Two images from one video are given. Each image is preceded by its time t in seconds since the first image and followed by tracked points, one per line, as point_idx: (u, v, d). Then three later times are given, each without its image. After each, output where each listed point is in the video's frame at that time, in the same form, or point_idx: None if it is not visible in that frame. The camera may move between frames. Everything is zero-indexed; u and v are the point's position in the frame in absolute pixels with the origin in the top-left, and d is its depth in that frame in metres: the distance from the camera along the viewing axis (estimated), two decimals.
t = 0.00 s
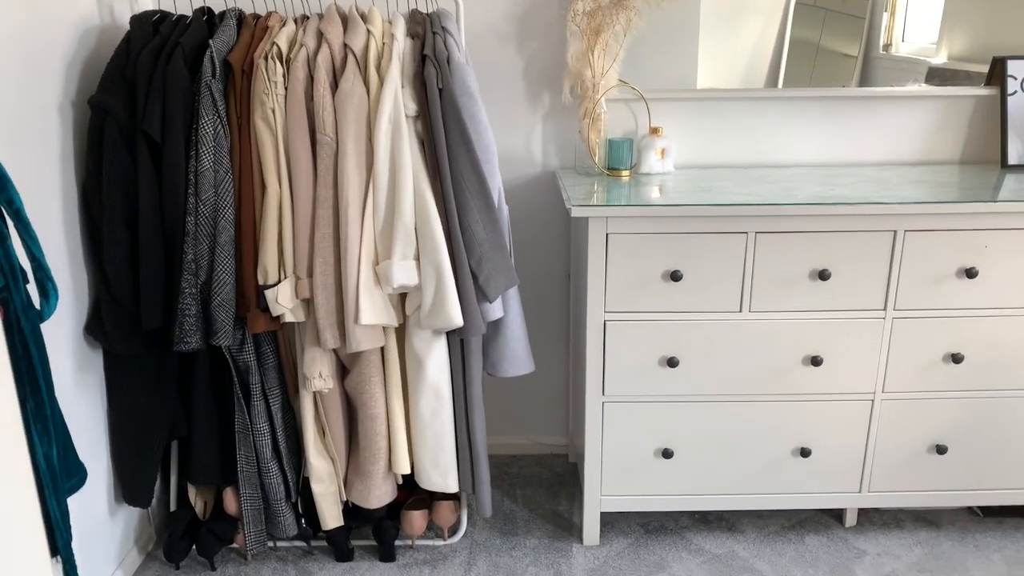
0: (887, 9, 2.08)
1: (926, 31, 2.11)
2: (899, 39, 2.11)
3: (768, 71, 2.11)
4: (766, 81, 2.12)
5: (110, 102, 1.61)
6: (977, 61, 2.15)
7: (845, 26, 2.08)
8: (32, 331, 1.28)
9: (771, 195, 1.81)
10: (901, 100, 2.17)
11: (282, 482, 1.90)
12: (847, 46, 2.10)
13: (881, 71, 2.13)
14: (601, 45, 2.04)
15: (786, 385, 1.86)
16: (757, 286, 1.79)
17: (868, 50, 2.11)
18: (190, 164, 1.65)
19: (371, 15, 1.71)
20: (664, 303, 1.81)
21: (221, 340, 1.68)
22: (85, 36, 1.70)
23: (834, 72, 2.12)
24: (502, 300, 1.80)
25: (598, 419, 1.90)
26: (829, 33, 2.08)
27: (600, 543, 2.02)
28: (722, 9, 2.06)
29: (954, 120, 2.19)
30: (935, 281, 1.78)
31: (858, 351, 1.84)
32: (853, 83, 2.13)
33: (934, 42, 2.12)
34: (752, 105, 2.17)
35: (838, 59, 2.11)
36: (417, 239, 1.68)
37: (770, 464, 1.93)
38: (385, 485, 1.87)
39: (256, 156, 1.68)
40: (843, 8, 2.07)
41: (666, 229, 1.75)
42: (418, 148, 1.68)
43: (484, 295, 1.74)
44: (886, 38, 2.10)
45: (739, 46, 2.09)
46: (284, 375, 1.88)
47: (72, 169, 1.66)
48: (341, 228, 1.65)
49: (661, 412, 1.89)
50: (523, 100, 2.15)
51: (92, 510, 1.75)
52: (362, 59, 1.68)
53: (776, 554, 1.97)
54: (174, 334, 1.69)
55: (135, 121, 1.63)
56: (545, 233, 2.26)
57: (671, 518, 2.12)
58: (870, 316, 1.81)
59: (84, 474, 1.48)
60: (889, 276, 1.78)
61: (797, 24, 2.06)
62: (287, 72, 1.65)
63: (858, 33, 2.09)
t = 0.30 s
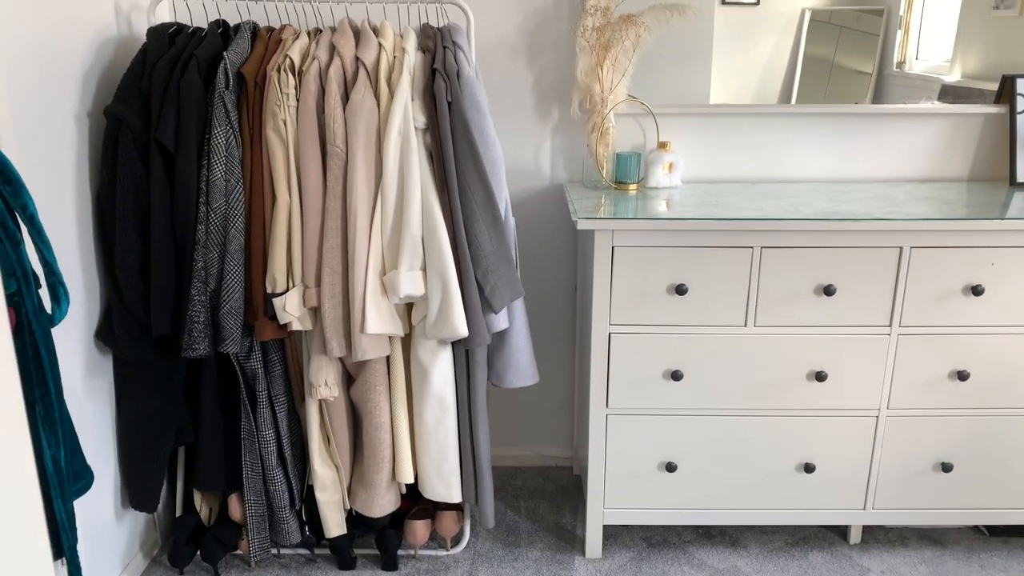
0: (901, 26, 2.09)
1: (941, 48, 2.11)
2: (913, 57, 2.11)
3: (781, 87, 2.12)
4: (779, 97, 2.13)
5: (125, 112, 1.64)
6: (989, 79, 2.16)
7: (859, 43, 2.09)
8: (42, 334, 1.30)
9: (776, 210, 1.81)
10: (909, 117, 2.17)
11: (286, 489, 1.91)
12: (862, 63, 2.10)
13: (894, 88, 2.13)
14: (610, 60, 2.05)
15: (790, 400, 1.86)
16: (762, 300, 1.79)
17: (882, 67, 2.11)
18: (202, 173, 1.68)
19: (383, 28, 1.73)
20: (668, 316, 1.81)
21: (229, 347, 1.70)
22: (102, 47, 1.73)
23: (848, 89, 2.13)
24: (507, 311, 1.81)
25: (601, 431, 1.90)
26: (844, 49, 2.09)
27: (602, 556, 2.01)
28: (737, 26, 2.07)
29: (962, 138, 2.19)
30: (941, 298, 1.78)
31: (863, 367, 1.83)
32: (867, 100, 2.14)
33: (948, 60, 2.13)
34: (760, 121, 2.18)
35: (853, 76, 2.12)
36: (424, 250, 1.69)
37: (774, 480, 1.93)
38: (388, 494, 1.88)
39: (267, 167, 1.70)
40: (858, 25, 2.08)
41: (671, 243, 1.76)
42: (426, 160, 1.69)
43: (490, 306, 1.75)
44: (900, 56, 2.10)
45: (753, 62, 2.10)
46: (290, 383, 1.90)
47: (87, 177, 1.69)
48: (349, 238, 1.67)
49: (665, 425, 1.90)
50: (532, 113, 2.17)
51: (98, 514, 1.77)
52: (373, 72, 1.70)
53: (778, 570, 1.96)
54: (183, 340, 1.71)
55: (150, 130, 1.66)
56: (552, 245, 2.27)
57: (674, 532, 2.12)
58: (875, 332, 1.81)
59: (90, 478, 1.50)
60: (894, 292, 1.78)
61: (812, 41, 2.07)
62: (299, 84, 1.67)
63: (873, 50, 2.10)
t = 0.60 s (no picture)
0: (918, 25, 2.07)
1: (958, 46, 2.09)
2: (929, 56, 2.09)
3: (796, 87, 2.12)
4: (795, 97, 2.13)
5: (145, 118, 1.67)
6: (1006, 75, 2.13)
7: (875, 43, 2.08)
8: (66, 337, 1.32)
9: (790, 210, 1.81)
10: (924, 116, 2.16)
11: (304, 490, 1.93)
12: (878, 62, 2.09)
13: (911, 87, 2.12)
14: (623, 62, 2.06)
15: (806, 400, 1.86)
16: (776, 300, 1.79)
17: (898, 67, 2.10)
18: (220, 178, 1.70)
19: (397, 33, 1.75)
20: (682, 317, 1.81)
21: (248, 350, 1.72)
22: (123, 55, 1.77)
23: (864, 88, 2.12)
24: (522, 312, 1.82)
25: (617, 432, 1.91)
26: (860, 49, 2.08)
27: (618, 556, 2.02)
28: (752, 27, 2.07)
29: (978, 136, 2.17)
30: (957, 296, 1.77)
31: (879, 367, 1.83)
32: (883, 100, 2.13)
33: (965, 58, 2.10)
34: (774, 121, 2.18)
35: (869, 75, 2.11)
36: (439, 252, 1.71)
37: (790, 480, 1.92)
38: (405, 495, 1.89)
39: (284, 171, 1.73)
40: (874, 25, 2.07)
41: (685, 244, 1.76)
42: (441, 163, 1.71)
43: (505, 307, 1.76)
44: (915, 55, 2.09)
45: (768, 63, 2.09)
46: (308, 385, 1.92)
47: (108, 183, 1.72)
48: (365, 241, 1.69)
49: (680, 426, 1.90)
50: (546, 116, 2.18)
51: (120, 515, 1.79)
52: (388, 77, 1.72)
53: (796, 570, 1.95)
54: (202, 343, 1.73)
55: (169, 136, 1.69)
56: (567, 246, 2.28)
57: (690, 532, 2.12)
58: (892, 332, 1.80)
59: (113, 478, 1.52)
60: (910, 291, 1.77)
61: (826, 41, 2.07)
62: (315, 90, 1.70)
63: (890, 50, 2.09)
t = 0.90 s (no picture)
0: (939, 10, 2.05)
1: (981, 31, 2.07)
2: (951, 42, 2.08)
3: (816, 74, 2.11)
4: (815, 84, 2.11)
5: (170, 112, 1.69)
6: None
7: (897, 29, 2.07)
8: (99, 327, 1.36)
9: (811, 197, 1.81)
10: (946, 102, 2.14)
11: (329, 478, 1.96)
12: (899, 49, 2.08)
13: (933, 73, 2.10)
14: (641, 52, 2.07)
15: (827, 388, 1.86)
16: (797, 288, 1.79)
17: (920, 53, 2.09)
18: (244, 171, 1.73)
19: (417, 25, 1.77)
20: (703, 305, 1.82)
21: (273, 339, 1.75)
22: (147, 50, 1.80)
23: (886, 75, 2.11)
24: (543, 301, 1.84)
25: (637, 420, 1.92)
26: (881, 36, 2.07)
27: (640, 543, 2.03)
28: (771, 15, 2.06)
29: (1002, 121, 2.15)
30: (980, 283, 1.76)
31: (901, 354, 1.82)
32: (905, 87, 2.11)
33: (988, 43, 2.08)
34: (793, 109, 2.17)
35: (890, 62, 2.10)
36: (460, 242, 1.73)
37: (811, 467, 1.93)
38: (428, 482, 1.92)
39: (307, 163, 1.75)
40: (894, 11, 2.05)
41: (705, 232, 1.77)
42: (461, 153, 1.72)
43: (525, 296, 1.77)
44: (937, 41, 2.08)
45: (788, 50, 2.09)
46: (332, 374, 1.94)
47: (134, 176, 1.76)
48: (387, 231, 1.71)
49: (701, 414, 1.90)
50: (564, 106, 2.19)
51: (150, 502, 1.83)
52: (408, 68, 1.73)
53: (818, 557, 1.96)
54: (228, 333, 1.76)
55: (194, 130, 1.72)
56: (586, 236, 2.29)
57: (711, 520, 2.12)
58: (914, 318, 1.80)
59: (144, 465, 1.56)
60: (932, 278, 1.76)
61: (846, 28, 2.06)
62: (336, 82, 1.72)
63: (911, 36, 2.07)
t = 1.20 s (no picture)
0: (942, 17, 2.07)
1: (983, 37, 2.08)
2: (955, 48, 2.09)
3: (819, 81, 2.12)
4: (818, 90, 2.13)
5: (177, 122, 1.71)
6: None
7: (900, 35, 2.08)
8: (108, 335, 1.37)
9: (813, 203, 1.82)
10: (948, 108, 2.15)
11: (336, 485, 1.97)
12: (902, 55, 2.10)
13: (936, 79, 2.12)
14: (644, 60, 2.08)
15: (831, 393, 1.86)
16: (800, 293, 1.80)
17: (923, 59, 2.10)
18: (251, 180, 1.75)
19: (421, 36, 1.79)
20: (706, 311, 1.83)
21: (280, 347, 1.76)
22: (156, 61, 1.82)
23: (889, 81, 2.12)
24: (547, 308, 1.85)
25: (642, 425, 1.92)
26: (884, 42, 2.09)
27: (645, 549, 2.03)
28: (774, 23, 2.08)
29: (1004, 126, 2.16)
30: (982, 287, 1.77)
31: (905, 358, 1.83)
32: (908, 93, 2.13)
33: (991, 49, 2.09)
34: (796, 116, 2.18)
35: (894, 68, 2.11)
36: (465, 250, 1.74)
37: (816, 472, 1.93)
38: (434, 489, 1.93)
39: (313, 172, 1.77)
40: (897, 17, 2.07)
41: (708, 238, 1.78)
42: (465, 162, 1.74)
43: (529, 303, 1.78)
44: (941, 47, 2.09)
45: (791, 57, 2.10)
46: (338, 382, 1.96)
47: (143, 186, 1.78)
48: (393, 239, 1.73)
49: (705, 419, 1.91)
50: (568, 114, 2.21)
51: (158, 509, 1.85)
52: (413, 78, 1.75)
53: (822, 562, 1.96)
54: (235, 341, 1.78)
55: (201, 140, 1.74)
56: (590, 242, 2.30)
57: (716, 525, 2.13)
58: (917, 323, 1.80)
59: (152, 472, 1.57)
60: (934, 282, 1.77)
61: (849, 35, 2.08)
62: (342, 92, 1.74)
63: (914, 42, 2.09)
